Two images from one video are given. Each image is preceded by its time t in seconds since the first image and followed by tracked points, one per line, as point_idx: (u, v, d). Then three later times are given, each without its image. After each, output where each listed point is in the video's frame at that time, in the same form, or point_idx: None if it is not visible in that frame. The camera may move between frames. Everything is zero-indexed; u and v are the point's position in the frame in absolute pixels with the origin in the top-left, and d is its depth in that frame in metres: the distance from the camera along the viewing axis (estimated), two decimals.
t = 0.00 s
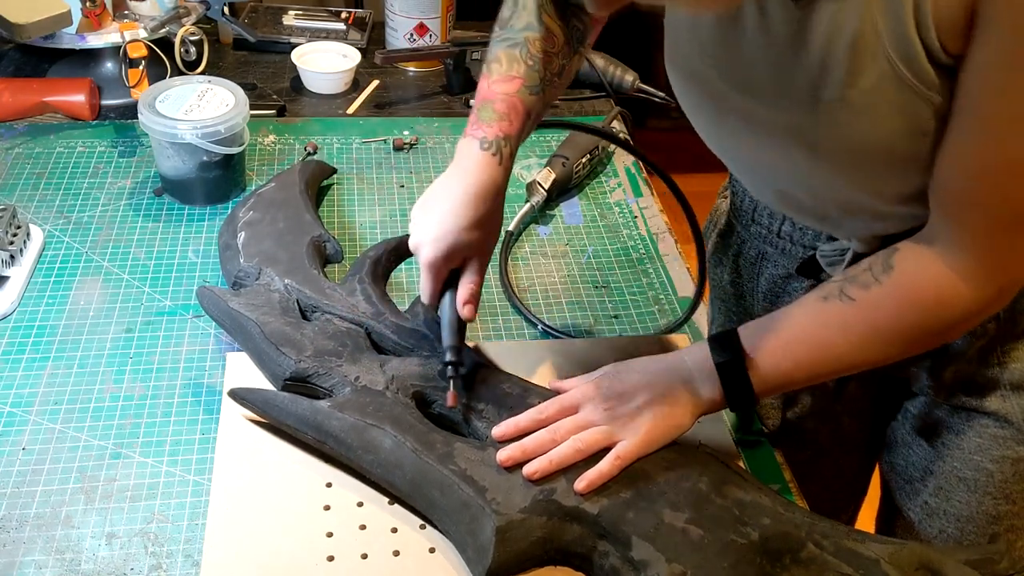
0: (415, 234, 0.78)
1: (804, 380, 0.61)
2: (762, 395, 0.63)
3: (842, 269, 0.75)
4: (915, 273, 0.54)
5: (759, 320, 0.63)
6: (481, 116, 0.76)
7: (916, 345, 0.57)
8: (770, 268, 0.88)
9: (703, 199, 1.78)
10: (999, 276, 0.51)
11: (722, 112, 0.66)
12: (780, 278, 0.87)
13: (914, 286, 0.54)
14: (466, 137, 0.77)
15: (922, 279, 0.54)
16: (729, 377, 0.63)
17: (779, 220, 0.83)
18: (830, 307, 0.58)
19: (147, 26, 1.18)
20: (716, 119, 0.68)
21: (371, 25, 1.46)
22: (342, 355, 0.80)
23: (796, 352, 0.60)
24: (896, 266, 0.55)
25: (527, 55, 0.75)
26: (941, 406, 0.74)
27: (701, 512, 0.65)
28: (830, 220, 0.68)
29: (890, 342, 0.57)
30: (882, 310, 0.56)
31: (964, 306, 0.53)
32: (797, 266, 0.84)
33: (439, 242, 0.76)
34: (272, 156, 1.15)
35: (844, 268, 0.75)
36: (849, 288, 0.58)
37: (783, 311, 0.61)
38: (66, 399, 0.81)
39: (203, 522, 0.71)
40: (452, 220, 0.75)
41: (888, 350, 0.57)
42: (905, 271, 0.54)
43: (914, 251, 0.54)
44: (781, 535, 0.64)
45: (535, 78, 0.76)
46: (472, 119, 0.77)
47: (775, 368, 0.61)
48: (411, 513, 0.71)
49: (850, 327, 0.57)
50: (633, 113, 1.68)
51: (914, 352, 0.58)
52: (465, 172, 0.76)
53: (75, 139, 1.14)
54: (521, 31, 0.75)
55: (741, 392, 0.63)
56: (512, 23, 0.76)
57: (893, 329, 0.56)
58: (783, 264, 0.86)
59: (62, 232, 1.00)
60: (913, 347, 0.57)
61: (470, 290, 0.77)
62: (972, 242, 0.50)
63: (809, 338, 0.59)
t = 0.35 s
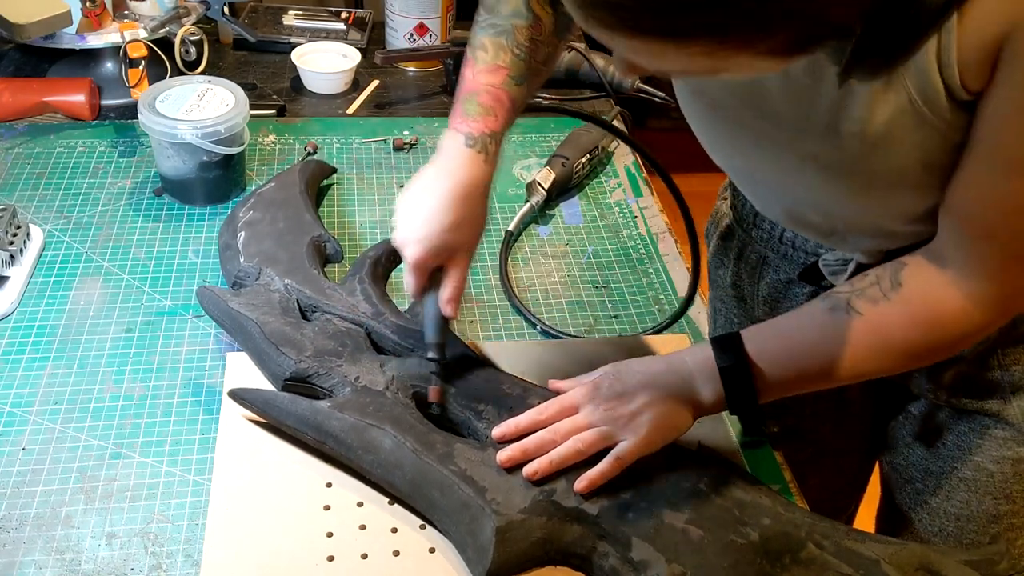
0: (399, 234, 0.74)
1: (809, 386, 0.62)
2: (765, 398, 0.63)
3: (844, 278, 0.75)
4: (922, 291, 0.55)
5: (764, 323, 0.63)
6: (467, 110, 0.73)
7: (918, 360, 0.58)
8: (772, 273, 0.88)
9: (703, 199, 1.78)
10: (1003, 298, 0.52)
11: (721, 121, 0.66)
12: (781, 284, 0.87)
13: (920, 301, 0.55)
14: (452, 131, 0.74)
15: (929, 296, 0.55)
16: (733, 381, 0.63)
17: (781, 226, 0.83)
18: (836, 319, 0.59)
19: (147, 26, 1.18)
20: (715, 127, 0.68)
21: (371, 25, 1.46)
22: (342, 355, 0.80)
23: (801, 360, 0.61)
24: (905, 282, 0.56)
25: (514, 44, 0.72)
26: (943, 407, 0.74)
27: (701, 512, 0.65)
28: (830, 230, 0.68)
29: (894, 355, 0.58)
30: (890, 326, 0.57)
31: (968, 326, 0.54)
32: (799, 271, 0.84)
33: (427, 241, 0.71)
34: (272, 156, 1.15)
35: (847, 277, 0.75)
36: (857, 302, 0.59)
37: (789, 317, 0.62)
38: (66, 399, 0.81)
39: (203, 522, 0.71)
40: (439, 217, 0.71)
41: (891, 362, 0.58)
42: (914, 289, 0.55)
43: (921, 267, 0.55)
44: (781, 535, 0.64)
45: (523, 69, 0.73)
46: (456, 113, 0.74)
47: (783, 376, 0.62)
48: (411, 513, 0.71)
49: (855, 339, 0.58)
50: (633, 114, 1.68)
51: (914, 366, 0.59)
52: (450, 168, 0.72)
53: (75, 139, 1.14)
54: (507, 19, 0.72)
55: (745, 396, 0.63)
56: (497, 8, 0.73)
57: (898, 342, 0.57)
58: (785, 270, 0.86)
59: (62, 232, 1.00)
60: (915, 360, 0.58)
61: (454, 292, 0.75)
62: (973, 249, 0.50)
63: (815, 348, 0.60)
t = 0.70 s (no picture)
0: (375, 237, 0.73)
1: (811, 387, 0.62)
2: (767, 400, 0.63)
3: (845, 281, 0.75)
4: (925, 295, 0.55)
5: (765, 325, 0.63)
6: (434, 107, 0.72)
7: (920, 363, 0.58)
8: (772, 276, 0.87)
9: (703, 199, 1.78)
10: (1003, 302, 0.52)
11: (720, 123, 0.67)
12: (781, 286, 0.87)
13: (921, 305, 0.55)
14: (423, 130, 0.72)
15: (930, 301, 0.55)
16: (733, 384, 0.63)
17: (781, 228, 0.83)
18: (837, 322, 0.59)
19: (147, 26, 1.18)
20: (715, 130, 0.69)
21: (371, 25, 1.46)
22: (342, 355, 0.80)
23: (801, 362, 0.61)
24: (906, 287, 0.56)
25: (482, 39, 0.70)
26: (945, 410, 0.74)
27: (701, 512, 0.65)
28: (830, 233, 0.68)
29: (897, 358, 0.58)
30: (891, 329, 0.57)
31: (969, 331, 0.54)
32: (799, 274, 0.83)
33: (398, 241, 0.70)
34: (272, 156, 1.15)
35: (847, 279, 0.74)
36: (858, 305, 0.59)
37: (789, 319, 0.62)
38: (66, 399, 0.81)
39: (203, 522, 0.71)
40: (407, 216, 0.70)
41: (892, 365, 0.58)
42: (916, 292, 0.56)
43: (923, 272, 0.55)
44: (781, 535, 0.64)
45: (491, 63, 0.72)
46: (425, 111, 0.73)
47: (783, 378, 0.62)
48: (411, 513, 0.71)
49: (857, 342, 0.58)
50: (634, 114, 1.68)
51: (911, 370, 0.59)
52: (418, 166, 0.71)
53: (75, 139, 1.14)
54: (476, 12, 0.70)
55: (746, 398, 0.63)
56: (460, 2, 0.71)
57: (900, 345, 0.57)
58: (785, 272, 0.85)
59: (62, 232, 1.00)
60: (918, 363, 0.58)
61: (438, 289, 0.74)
62: (974, 250, 0.50)
63: (816, 350, 0.60)
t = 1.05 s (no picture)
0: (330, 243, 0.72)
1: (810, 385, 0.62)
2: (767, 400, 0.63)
3: (844, 279, 0.75)
4: (924, 293, 0.55)
5: (764, 324, 0.63)
6: (380, 105, 0.72)
7: (919, 360, 0.58)
8: (771, 274, 0.87)
9: (703, 199, 1.78)
10: (1003, 299, 0.52)
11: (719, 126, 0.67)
12: (781, 285, 0.87)
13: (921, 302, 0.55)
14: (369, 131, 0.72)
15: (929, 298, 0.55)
16: (734, 384, 0.63)
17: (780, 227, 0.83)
18: (836, 320, 0.59)
19: (147, 26, 1.18)
20: (714, 131, 0.69)
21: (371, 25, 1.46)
22: (342, 355, 0.80)
23: (801, 361, 0.61)
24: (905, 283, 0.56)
25: (430, 38, 0.72)
26: (945, 408, 0.74)
27: (701, 512, 0.65)
28: (828, 227, 0.67)
29: (897, 356, 0.58)
30: (891, 327, 0.57)
31: (969, 327, 0.54)
32: (798, 273, 0.84)
33: (360, 243, 0.70)
34: (272, 156, 1.15)
35: (847, 278, 0.75)
36: (857, 303, 0.59)
37: (789, 318, 0.62)
38: (66, 399, 0.81)
39: (203, 522, 0.71)
40: (369, 217, 0.70)
41: (892, 363, 0.58)
42: (916, 291, 0.56)
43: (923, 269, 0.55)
44: (781, 536, 0.64)
45: (434, 60, 0.73)
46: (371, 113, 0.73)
47: (783, 376, 0.62)
48: (411, 513, 0.71)
49: (856, 339, 0.58)
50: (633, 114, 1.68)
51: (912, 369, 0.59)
52: (367, 165, 0.71)
53: (75, 139, 1.14)
54: (426, 8, 0.70)
55: (746, 398, 0.63)
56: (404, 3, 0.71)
57: (899, 343, 0.57)
58: (784, 270, 0.85)
59: (62, 232, 1.00)
60: (917, 360, 0.58)
61: (397, 279, 0.75)
62: (976, 249, 0.50)
63: (815, 348, 0.60)
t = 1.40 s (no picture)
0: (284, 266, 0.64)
1: (810, 380, 0.62)
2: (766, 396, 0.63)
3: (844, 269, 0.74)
4: (918, 281, 0.55)
5: (762, 321, 0.63)
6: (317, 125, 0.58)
7: (919, 350, 0.58)
8: (770, 270, 0.87)
9: (702, 199, 1.78)
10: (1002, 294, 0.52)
11: (719, 128, 0.67)
12: (779, 281, 0.86)
13: (919, 294, 0.55)
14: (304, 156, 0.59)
15: (925, 288, 0.55)
16: (732, 380, 0.63)
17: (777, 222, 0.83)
18: (832, 312, 0.59)
19: (147, 26, 1.18)
20: (712, 131, 0.69)
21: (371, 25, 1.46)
22: (342, 355, 0.79)
23: (799, 355, 0.61)
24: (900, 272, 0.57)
25: (371, 45, 0.56)
26: (944, 401, 0.74)
27: (701, 512, 0.65)
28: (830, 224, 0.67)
29: (895, 347, 0.58)
30: (887, 317, 0.57)
31: (967, 315, 0.54)
32: (797, 268, 0.83)
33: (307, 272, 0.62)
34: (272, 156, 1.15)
35: (846, 269, 0.74)
36: (853, 295, 0.59)
37: (786, 313, 0.63)
38: (66, 399, 0.81)
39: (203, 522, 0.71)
40: (330, 248, 0.60)
41: (892, 355, 0.58)
42: (911, 280, 0.56)
43: (917, 259, 0.55)
44: (781, 535, 0.64)
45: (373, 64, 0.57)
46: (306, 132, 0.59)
47: (782, 372, 0.62)
48: (411, 513, 0.71)
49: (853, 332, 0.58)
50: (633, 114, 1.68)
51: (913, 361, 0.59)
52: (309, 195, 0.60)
53: (75, 139, 1.14)
54: (363, 12, 0.54)
55: (746, 394, 0.63)
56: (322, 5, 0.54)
57: (897, 334, 0.57)
58: (783, 266, 0.85)
59: (62, 232, 1.00)
60: (916, 350, 0.58)
61: (367, 292, 0.69)
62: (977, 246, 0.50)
63: (813, 341, 0.60)
